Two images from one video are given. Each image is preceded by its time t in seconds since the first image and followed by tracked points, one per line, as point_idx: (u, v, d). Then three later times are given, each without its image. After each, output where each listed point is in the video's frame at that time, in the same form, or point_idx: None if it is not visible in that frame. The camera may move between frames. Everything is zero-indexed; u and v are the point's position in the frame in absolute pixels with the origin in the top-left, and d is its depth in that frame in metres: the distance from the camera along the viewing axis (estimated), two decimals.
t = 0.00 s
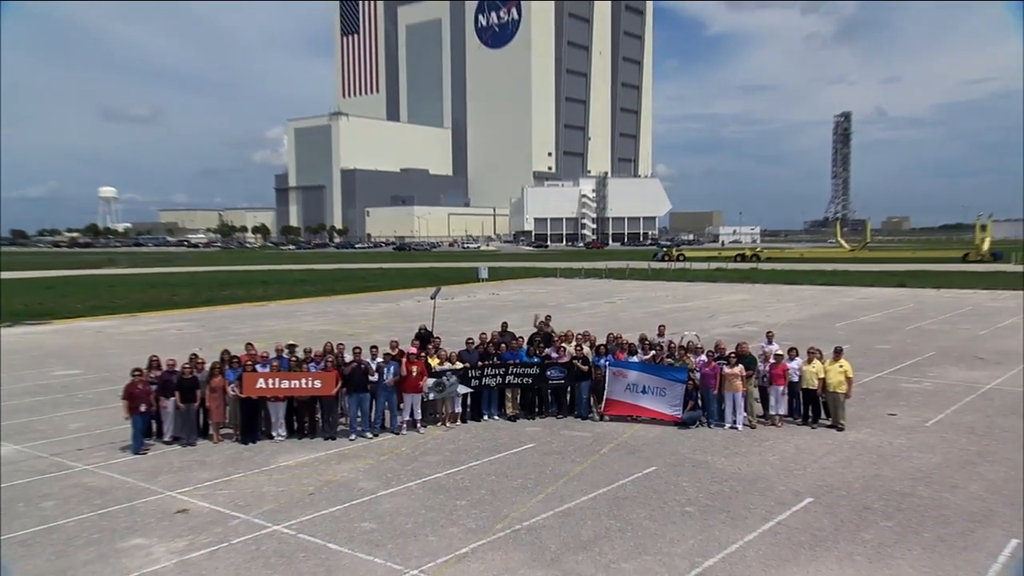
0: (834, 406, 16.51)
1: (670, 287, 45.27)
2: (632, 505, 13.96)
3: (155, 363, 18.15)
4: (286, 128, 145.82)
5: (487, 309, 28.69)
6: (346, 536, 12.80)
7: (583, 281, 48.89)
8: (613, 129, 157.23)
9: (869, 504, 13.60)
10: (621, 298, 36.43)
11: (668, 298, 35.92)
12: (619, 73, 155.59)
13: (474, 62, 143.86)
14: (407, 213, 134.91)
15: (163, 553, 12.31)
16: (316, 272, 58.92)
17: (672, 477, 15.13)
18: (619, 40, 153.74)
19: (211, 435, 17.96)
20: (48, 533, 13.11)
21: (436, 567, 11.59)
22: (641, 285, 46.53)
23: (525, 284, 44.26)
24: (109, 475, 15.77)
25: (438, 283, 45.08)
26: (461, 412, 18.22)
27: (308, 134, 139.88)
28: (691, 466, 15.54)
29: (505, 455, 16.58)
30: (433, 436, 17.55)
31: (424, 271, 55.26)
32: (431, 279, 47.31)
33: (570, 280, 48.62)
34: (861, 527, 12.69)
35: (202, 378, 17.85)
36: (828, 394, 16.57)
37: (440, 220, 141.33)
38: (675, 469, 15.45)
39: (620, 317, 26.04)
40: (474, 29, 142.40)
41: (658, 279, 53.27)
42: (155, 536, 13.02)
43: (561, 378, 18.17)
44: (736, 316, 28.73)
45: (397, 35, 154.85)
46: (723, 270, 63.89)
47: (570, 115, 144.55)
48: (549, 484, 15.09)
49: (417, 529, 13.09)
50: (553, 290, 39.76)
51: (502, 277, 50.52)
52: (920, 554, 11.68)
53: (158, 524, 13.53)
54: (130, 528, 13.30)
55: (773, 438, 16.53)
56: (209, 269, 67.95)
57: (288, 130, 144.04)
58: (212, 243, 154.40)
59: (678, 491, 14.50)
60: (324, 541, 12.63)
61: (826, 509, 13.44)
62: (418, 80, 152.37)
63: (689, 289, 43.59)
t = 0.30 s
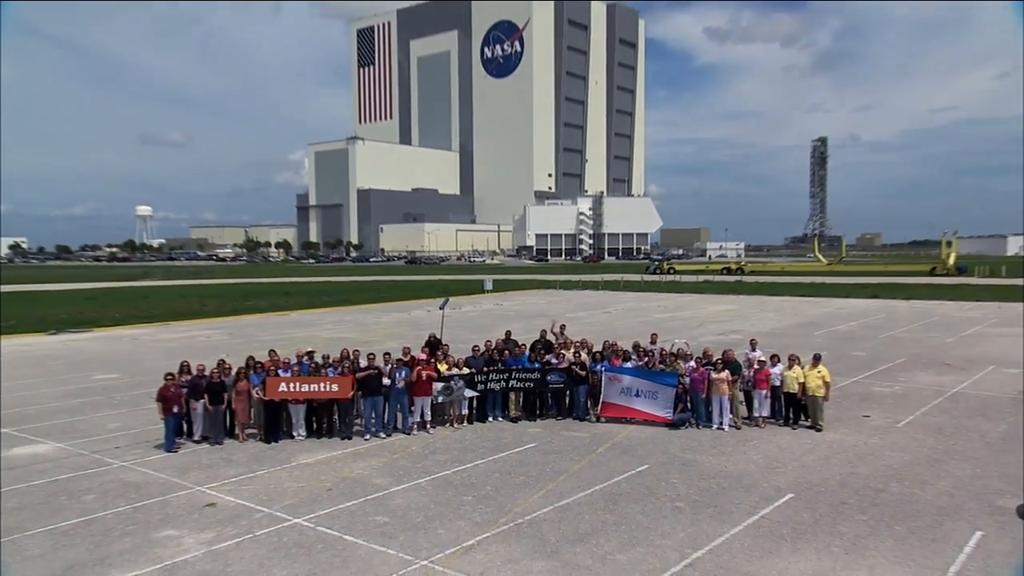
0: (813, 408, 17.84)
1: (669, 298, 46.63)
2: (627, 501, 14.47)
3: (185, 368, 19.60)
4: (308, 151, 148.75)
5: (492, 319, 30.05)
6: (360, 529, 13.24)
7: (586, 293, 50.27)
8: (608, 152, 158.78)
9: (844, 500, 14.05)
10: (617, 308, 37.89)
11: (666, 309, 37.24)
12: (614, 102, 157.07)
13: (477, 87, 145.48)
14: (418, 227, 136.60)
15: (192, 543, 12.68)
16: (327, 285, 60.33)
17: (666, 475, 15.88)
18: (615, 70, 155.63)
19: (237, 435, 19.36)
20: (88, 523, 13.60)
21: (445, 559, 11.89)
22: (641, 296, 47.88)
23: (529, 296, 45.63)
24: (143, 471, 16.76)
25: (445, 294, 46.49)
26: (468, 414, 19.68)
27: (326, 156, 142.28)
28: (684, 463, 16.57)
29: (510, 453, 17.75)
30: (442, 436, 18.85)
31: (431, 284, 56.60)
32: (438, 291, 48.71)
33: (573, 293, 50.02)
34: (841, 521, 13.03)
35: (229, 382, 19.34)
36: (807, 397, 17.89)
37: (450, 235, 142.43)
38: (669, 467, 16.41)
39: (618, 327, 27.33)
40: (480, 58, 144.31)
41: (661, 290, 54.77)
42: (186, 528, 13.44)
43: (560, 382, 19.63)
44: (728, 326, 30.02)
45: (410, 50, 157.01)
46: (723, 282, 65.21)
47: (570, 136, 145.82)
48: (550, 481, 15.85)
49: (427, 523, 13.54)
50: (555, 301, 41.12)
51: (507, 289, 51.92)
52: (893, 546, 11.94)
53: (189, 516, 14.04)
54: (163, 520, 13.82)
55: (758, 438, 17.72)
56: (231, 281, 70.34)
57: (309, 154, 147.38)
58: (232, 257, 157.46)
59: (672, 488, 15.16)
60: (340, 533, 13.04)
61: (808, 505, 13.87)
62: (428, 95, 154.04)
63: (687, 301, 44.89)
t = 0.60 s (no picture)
0: (808, 417, 18.16)
1: (669, 309, 46.91)
2: (625, 508, 14.77)
3: (191, 377, 19.92)
4: (311, 161, 149.31)
5: (493, 328, 30.37)
6: (364, 536, 13.56)
7: (586, 303, 50.59)
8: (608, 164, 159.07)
9: (839, 507, 14.34)
10: (615, 317, 38.30)
11: (665, 319, 37.56)
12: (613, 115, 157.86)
13: (477, 103, 146.43)
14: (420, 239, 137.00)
15: (197, 550, 12.98)
16: (329, 295, 60.66)
17: (664, 482, 16.20)
18: (613, 85, 156.53)
19: (242, 443, 19.67)
20: (96, 530, 13.90)
21: (446, 565, 12.18)
22: (641, 307, 48.19)
23: (530, 306, 45.91)
24: (150, 479, 17.06)
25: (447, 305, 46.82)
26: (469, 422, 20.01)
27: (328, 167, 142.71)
28: (681, 471, 16.83)
29: (510, 460, 18.03)
30: (443, 444, 19.14)
31: (433, 295, 56.87)
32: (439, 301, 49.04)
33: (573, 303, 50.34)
34: (834, 528, 13.30)
35: (234, 391, 19.64)
36: (803, 406, 18.21)
37: (451, 247, 142.70)
38: (666, 474, 16.68)
39: (617, 336, 27.65)
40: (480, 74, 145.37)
41: (660, 300, 55.10)
42: (191, 535, 13.71)
43: (560, 391, 20.00)
44: (726, 336, 30.34)
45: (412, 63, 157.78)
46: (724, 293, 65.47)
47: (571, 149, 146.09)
48: (550, 488, 16.13)
49: (429, 530, 13.84)
50: (555, 311, 41.44)
51: (508, 299, 52.20)
52: (887, 553, 12.18)
53: (194, 523, 14.34)
54: (168, 526, 14.11)
55: (754, 446, 17.99)
56: (236, 292, 71.07)
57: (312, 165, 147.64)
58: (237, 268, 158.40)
59: (669, 494, 15.48)
60: (343, 540, 13.34)
61: (803, 511, 14.17)
62: (431, 108, 154.76)
63: (687, 311, 45.17)
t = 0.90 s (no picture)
0: (809, 426, 18.14)
1: (668, 317, 46.87)
2: (626, 517, 14.74)
3: (191, 386, 19.87)
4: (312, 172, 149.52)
5: (493, 336, 30.35)
6: (363, 545, 13.52)
7: (586, 311, 50.55)
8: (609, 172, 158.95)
9: (840, 516, 14.30)
10: (616, 326, 38.31)
11: (665, 327, 37.54)
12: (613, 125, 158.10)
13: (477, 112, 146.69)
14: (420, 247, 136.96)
15: (197, 559, 12.96)
16: (329, 303, 60.60)
17: (665, 490, 16.19)
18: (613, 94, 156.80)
19: (241, 452, 19.61)
20: (95, 539, 13.87)
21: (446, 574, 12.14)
22: (642, 315, 48.14)
23: (531, 314, 45.91)
24: (149, 488, 17.01)
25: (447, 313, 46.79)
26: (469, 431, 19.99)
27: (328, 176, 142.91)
28: (682, 480, 16.78)
29: (510, 469, 17.99)
30: (443, 452, 19.10)
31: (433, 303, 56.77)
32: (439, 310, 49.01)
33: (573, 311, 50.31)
34: (835, 537, 13.27)
35: (234, 400, 19.60)
36: (803, 415, 18.20)
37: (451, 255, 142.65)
38: (667, 483, 16.63)
39: (617, 345, 27.64)
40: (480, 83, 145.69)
41: (660, 309, 55.09)
42: (190, 544, 13.68)
43: (560, 399, 19.99)
44: (726, 345, 30.31)
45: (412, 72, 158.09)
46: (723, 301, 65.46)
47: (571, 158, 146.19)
48: (550, 497, 16.09)
49: (429, 539, 13.81)
50: (555, 319, 41.43)
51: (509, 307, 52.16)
52: (889, 562, 12.15)
53: (194, 532, 14.30)
54: (168, 535, 14.07)
55: (754, 455, 17.96)
56: (237, 300, 71.04)
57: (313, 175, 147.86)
58: (238, 276, 158.58)
59: (669, 503, 15.45)
60: (343, 549, 13.30)
61: (803, 520, 14.15)
62: (431, 117, 155.03)
63: (687, 319, 45.16)
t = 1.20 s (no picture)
0: (809, 433, 18.12)
1: (669, 324, 46.83)
2: (627, 524, 14.71)
3: (191, 393, 19.83)
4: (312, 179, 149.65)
5: (493, 343, 30.34)
6: (363, 552, 13.49)
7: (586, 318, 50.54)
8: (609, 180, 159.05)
9: (842, 524, 14.26)
10: (616, 332, 38.29)
11: (666, 335, 37.53)
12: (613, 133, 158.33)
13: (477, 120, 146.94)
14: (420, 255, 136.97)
15: (197, 566, 12.93)
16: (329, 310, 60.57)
17: (666, 498, 16.15)
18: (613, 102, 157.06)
19: (241, 459, 19.58)
20: (95, 546, 13.85)
21: None
22: (641, 322, 48.13)
23: (531, 321, 45.87)
24: (149, 495, 16.98)
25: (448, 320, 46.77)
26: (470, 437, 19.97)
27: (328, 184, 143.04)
28: (683, 487, 16.74)
29: (511, 476, 17.95)
30: (444, 459, 19.07)
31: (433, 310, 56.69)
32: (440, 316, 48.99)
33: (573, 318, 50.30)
34: (836, 544, 13.25)
35: (234, 406, 19.56)
36: (804, 422, 18.18)
37: (451, 263, 142.67)
38: (668, 491, 16.59)
39: (617, 352, 27.62)
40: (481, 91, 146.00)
41: (660, 316, 55.10)
42: (190, 551, 13.65)
43: (560, 406, 20.00)
44: (726, 351, 30.29)
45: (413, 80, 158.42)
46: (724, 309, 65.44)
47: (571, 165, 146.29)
48: (550, 504, 16.05)
49: (429, 546, 13.77)
50: (555, 326, 41.45)
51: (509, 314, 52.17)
52: (890, 570, 12.12)
53: (193, 540, 14.27)
54: (167, 543, 14.05)
55: (755, 462, 17.92)
56: (236, 307, 71.00)
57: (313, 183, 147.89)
58: (238, 284, 158.61)
59: (671, 510, 15.41)
60: (343, 556, 13.26)
61: (805, 528, 14.12)
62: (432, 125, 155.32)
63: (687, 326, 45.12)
